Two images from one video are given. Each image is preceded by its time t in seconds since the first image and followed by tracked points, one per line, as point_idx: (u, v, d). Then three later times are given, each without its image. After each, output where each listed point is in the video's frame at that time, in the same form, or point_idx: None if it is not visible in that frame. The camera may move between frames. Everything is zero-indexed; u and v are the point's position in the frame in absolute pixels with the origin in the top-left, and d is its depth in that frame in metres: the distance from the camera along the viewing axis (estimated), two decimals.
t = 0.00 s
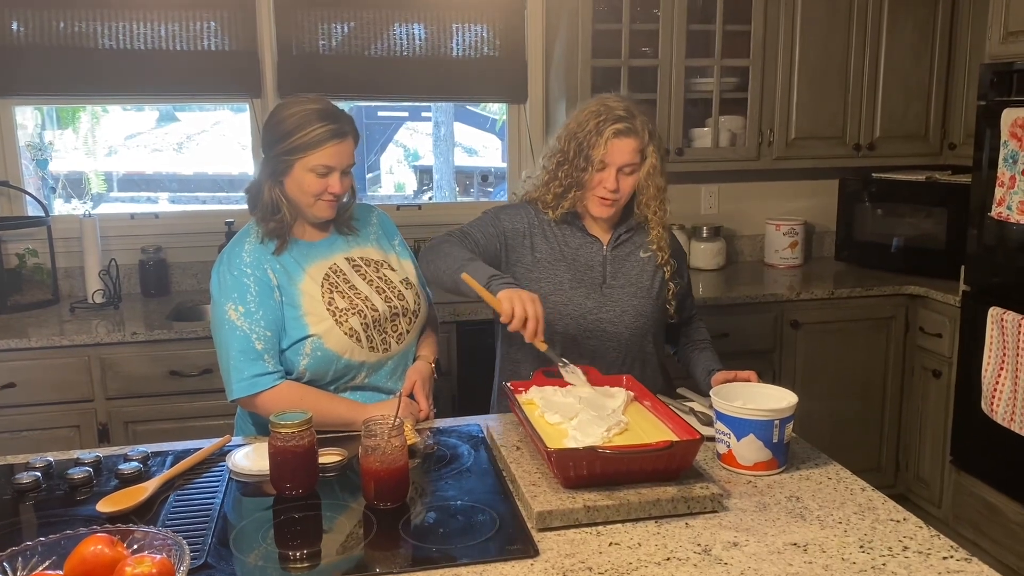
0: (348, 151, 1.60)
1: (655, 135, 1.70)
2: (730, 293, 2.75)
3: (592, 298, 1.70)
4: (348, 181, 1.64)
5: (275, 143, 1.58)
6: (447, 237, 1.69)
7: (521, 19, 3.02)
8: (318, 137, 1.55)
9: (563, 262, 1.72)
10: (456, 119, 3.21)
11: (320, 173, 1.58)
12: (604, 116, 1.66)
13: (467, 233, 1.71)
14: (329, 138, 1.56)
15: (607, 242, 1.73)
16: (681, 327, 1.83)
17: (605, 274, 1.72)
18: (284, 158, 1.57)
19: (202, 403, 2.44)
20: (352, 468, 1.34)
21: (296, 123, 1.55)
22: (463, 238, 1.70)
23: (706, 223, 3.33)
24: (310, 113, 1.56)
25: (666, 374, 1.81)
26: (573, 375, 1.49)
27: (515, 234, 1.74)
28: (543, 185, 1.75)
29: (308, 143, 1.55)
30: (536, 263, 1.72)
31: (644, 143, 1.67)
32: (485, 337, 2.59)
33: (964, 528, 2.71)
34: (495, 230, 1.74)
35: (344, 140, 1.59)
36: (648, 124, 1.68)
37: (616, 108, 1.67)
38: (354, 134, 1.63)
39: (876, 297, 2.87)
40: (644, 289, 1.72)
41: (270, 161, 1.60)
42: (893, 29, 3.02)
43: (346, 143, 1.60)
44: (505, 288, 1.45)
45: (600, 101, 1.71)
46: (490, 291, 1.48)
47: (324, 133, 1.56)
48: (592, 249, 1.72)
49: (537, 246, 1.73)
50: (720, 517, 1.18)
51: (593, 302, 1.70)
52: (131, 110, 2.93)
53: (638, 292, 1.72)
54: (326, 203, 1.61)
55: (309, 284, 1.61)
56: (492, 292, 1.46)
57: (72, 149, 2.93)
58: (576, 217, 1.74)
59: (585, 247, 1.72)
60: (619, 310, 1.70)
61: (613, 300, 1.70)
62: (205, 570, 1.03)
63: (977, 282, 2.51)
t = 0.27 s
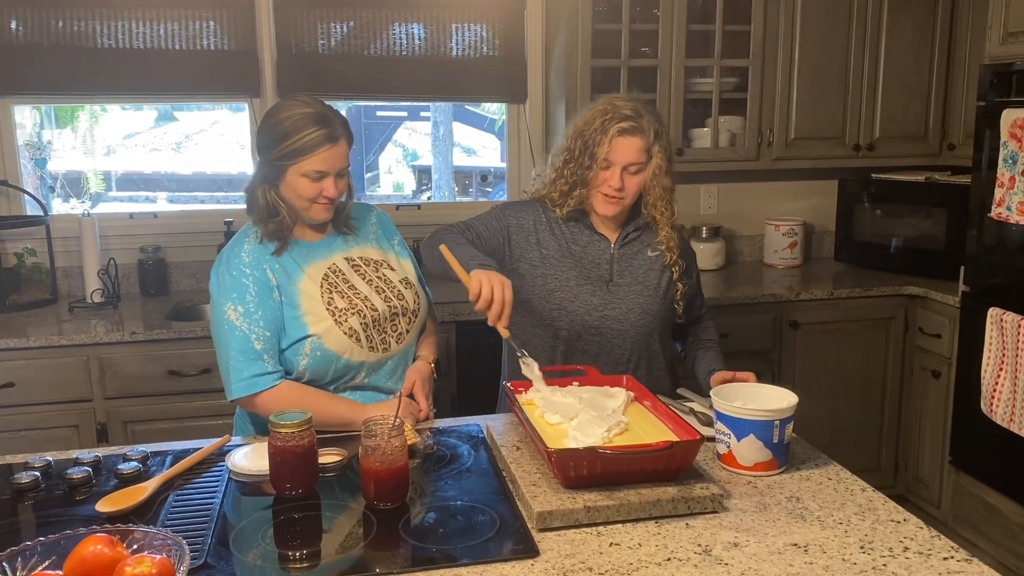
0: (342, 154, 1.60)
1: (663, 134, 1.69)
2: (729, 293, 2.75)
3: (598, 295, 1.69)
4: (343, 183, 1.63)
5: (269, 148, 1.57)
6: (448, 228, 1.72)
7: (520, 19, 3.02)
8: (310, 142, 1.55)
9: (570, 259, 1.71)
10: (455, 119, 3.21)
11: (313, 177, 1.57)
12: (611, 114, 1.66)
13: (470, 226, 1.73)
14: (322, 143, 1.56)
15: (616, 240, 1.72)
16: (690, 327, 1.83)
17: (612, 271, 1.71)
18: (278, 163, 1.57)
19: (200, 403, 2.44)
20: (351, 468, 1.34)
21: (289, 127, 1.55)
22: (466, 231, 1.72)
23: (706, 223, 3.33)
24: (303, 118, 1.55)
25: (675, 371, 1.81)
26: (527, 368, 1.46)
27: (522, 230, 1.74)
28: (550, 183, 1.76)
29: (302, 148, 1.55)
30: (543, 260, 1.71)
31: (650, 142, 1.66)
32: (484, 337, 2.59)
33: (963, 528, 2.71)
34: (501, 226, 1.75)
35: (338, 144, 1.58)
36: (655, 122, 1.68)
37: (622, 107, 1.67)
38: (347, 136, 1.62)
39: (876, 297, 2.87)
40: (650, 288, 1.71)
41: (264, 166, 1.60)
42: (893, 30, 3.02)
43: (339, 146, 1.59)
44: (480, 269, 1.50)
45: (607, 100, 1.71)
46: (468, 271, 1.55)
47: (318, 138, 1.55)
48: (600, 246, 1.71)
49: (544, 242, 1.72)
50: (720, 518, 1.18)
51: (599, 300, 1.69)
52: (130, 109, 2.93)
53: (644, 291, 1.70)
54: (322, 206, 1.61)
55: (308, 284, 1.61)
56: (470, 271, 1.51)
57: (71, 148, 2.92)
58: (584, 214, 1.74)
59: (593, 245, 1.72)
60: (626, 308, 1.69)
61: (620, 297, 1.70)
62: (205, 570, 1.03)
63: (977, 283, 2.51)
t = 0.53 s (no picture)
0: (338, 155, 1.59)
1: (668, 132, 1.67)
2: (728, 293, 2.75)
3: (607, 291, 1.69)
4: (340, 184, 1.63)
5: (264, 151, 1.57)
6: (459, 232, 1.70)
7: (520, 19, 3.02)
8: (306, 145, 1.55)
9: (580, 254, 1.71)
10: (453, 118, 3.20)
11: (309, 180, 1.57)
12: (614, 112, 1.66)
13: (480, 230, 1.73)
14: (317, 145, 1.56)
15: (627, 236, 1.72)
16: (699, 326, 1.85)
17: (622, 267, 1.70)
18: (274, 167, 1.57)
19: (199, 402, 2.44)
20: (351, 467, 1.34)
21: (284, 130, 1.54)
22: (476, 234, 1.72)
23: (705, 223, 3.33)
24: (297, 120, 1.55)
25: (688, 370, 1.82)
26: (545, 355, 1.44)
27: (532, 227, 1.74)
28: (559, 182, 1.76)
29: (297, 150, 1.55)
30: (553, 256, 1.71)
31: (654, 140, 1.64)
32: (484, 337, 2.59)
33: (961, 528, 2.71)
34: (512, 225, 1.74)
35: (333, 145, 1.58)
36: (659, 120, 1.66)
37: (627, 106, 1.66)
38: (342, 137, 1.62)
39: (875, 298, 2.87)
40: (660, 284, 1.70)
41: (260, 169, 1.59)
42: (892, 30, 3.03)
43: (335, 148, 1.59)
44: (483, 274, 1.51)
45: (613, 100, 1.70)
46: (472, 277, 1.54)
47: (314, 140, 1.55)
48: (612, 243, 1.71)
49: (553, 239, 1.72)
50: (720, 518, 1.18)
51: (608, 295, 1.69)
52: (129, 108, 2.92)
53: (654, 287, 1.70)
54: (320, 208, 1.60)
55: (307, 284, 1.60)
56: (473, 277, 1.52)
57: (69, 147, 2.92)
58: (594, 211, 1.73)
59: (603, 240, 1.71)
60: (634, 304, 1.69)
61: (628, 293, 1.69)
62: (205, 570, 1.03)
63: (976, 283, 2.52)
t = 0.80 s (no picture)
0: (334, 154, 1.59)
1: (675, 127, 1.67)
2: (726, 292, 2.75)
3: (617, 288, 1.69)
4: (337, 183, 1.63)
5: (260, 153, 1.57)
6: (467, 232, 1.71)
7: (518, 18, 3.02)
8: (301, 146, 1.54)
9: (591, 252, 1.70)
10: (452, 117, 3.20)
11: (306, 180, 1.57)
12: (623, 109, 1.66)
13: (492, 230, 1.73)
14: (313, 145, 1.55)
15: (639, 233, 1.71)
16: (707, 325, 1.86)
17: (632, 264, 1.70)
18: (270, 168, 1.57)
19: (197, 401, 2.43)
20: (350, 466, 1.34)
21: (280, 131, 1.54)
22: (489, 236, 1.72)
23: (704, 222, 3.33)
24: (292, 121, 1.55)
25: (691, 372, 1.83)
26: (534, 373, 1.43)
27: (544, 224, 1.73)
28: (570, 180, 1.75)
29: (294, 151, 1.55)
30: (564, 253, 1.71)
31: (660, 136, 1.65)
32: (483, 337, 2.59)
33: (959, 528, 2.72)
34: (523, 222, 1.74)
35: (328, 145, 1.58)
36: (667, 116, 1.66)
37: (634, 103, 1.67)
38: (337, 136, 1.61)
39: (873, 297, 2.87)
40: (670, 283, 1.70)
41: (256, 170, 1.59)
42: (891, 30, 3.03)
43: (330, 147, 1.59)
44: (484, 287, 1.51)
45: (621, 98, 1.71)
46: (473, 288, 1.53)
47: (309, 141, 1.55)
48: (623, 239, 1.70)
49: (565, 236, 1.71)
50: (718, 517, 1.18)
51: (618, 292, 1.69)
52: (127, 107, 2.92)
53: (664, 285, 1.70)
54: (318, 208, 1.61)
55: (305, 283, 1.60)
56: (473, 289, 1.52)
57: (67, 146, 2.91)
58: (605, 207, 1.73)
59: (614, 237, 1.70)
60: (644, 302, 1.69)
61: (638, 291, 1.69)
62: (203, 569, 1.03)
63: (974, 283, 2.52)
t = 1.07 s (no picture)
0: (332, 153, 1.59)
1: (685, 130, 1.66)
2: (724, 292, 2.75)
3: (622, 287, 1.69)
4: (336, 182, 1.63)
5: (259, 152, 1.57)
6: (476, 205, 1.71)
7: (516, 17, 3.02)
8: (300, 146, 1.54)
9: (598, 250, 1.70)
10: (450, 117, 3.20)
11: (305, 180, 1.57)
12: (632, 111, 1.65)
13: (500, 211, 1.72)
14: (311, 145, 1.55)
15: (645, 233, 1.71)
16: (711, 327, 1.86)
17: (638, 265, 1.70)
18: (269, 168, 1.57)
19: (195, 401, 2.43)
20: (348, 466, 1.33)
21: (278, 131, 1.54)
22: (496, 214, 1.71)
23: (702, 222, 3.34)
24: (290, 120, 1.54)
25: (691, 372, 1.83)
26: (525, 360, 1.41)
27: (552, 218, 1.73)
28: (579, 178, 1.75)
29: (291, 151, 1.54)
30: (571, 248, 1.71)
31: (668, 140, 1.64)
32: (481, 336, 2.59)
33: (957, 528, 2.72)
34: (532, 211, 1.74)
35: (327, 144, 1.58)
36: (677, 120, 1.65)
37: (644, 105, 1.66)
38: (335, 135, 1.61)
39: (871, 297, 2.88)
40: (675, 285, 1.70)
41: (255, 170, 1.59)
42: (890, 29, 3.03)
43: (328, 146, 1.58)
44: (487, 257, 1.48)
45: (632, 99, 1.70)
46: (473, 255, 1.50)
47: (307, 140, 1.55)
48: (629, 239, 1.70)
49: (572, 232, 1.71)
50: (717, 517, 1.18)
51: (623, 291, 1.69)
52: (125, 105, 2.91)
53: (669, 287, 1.69)
54: (318, 208, 1.60)
55: (303, 282, 1.60)
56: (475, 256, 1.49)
57: (65, 144, 2.91)
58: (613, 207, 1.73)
59: (621, 237, 1.70)
60: (649, 303, 1.69)
61: (643, 291, 1.69)
62: (201, 569, 1.03)
63: (971, 283, 2.52)
